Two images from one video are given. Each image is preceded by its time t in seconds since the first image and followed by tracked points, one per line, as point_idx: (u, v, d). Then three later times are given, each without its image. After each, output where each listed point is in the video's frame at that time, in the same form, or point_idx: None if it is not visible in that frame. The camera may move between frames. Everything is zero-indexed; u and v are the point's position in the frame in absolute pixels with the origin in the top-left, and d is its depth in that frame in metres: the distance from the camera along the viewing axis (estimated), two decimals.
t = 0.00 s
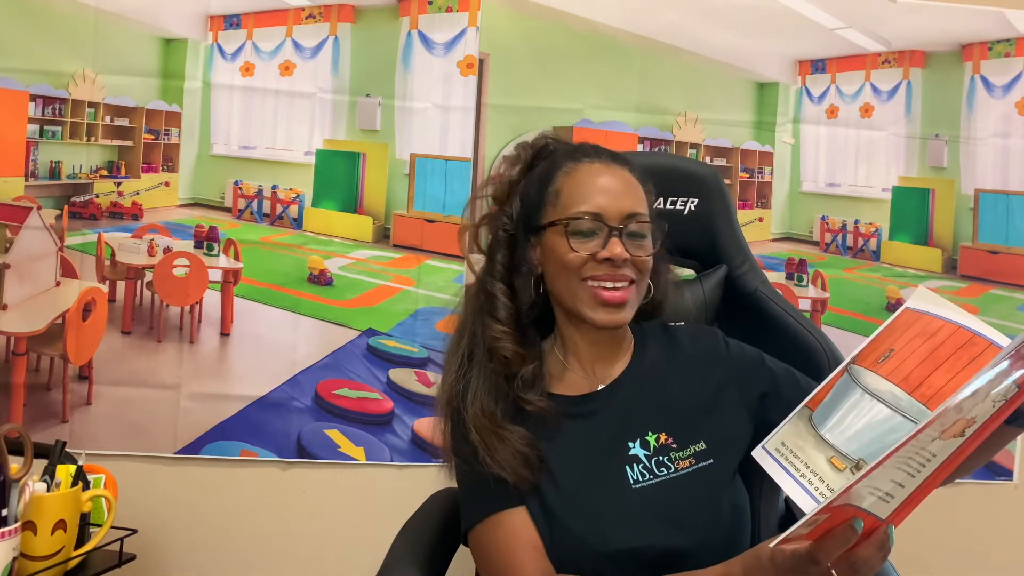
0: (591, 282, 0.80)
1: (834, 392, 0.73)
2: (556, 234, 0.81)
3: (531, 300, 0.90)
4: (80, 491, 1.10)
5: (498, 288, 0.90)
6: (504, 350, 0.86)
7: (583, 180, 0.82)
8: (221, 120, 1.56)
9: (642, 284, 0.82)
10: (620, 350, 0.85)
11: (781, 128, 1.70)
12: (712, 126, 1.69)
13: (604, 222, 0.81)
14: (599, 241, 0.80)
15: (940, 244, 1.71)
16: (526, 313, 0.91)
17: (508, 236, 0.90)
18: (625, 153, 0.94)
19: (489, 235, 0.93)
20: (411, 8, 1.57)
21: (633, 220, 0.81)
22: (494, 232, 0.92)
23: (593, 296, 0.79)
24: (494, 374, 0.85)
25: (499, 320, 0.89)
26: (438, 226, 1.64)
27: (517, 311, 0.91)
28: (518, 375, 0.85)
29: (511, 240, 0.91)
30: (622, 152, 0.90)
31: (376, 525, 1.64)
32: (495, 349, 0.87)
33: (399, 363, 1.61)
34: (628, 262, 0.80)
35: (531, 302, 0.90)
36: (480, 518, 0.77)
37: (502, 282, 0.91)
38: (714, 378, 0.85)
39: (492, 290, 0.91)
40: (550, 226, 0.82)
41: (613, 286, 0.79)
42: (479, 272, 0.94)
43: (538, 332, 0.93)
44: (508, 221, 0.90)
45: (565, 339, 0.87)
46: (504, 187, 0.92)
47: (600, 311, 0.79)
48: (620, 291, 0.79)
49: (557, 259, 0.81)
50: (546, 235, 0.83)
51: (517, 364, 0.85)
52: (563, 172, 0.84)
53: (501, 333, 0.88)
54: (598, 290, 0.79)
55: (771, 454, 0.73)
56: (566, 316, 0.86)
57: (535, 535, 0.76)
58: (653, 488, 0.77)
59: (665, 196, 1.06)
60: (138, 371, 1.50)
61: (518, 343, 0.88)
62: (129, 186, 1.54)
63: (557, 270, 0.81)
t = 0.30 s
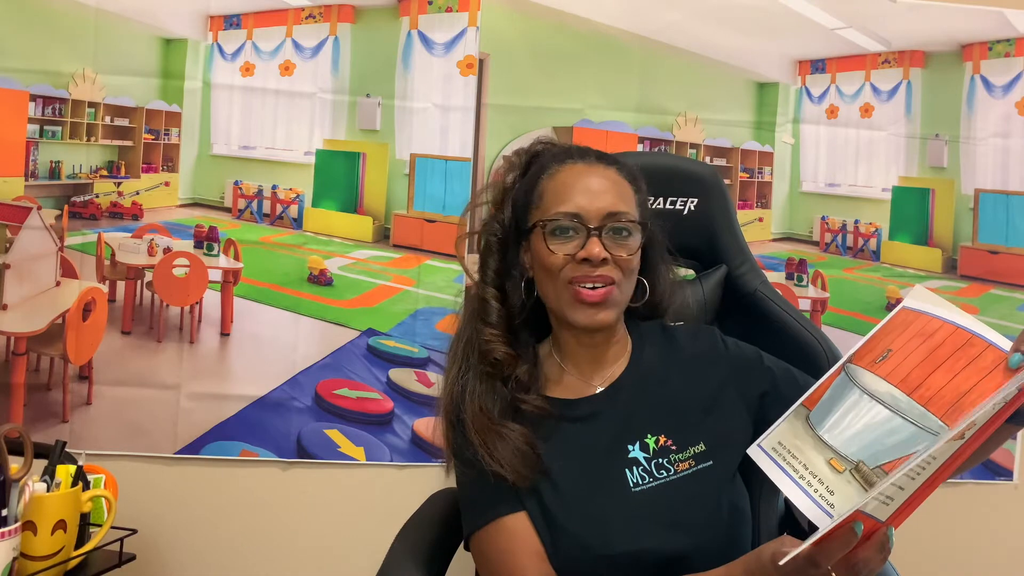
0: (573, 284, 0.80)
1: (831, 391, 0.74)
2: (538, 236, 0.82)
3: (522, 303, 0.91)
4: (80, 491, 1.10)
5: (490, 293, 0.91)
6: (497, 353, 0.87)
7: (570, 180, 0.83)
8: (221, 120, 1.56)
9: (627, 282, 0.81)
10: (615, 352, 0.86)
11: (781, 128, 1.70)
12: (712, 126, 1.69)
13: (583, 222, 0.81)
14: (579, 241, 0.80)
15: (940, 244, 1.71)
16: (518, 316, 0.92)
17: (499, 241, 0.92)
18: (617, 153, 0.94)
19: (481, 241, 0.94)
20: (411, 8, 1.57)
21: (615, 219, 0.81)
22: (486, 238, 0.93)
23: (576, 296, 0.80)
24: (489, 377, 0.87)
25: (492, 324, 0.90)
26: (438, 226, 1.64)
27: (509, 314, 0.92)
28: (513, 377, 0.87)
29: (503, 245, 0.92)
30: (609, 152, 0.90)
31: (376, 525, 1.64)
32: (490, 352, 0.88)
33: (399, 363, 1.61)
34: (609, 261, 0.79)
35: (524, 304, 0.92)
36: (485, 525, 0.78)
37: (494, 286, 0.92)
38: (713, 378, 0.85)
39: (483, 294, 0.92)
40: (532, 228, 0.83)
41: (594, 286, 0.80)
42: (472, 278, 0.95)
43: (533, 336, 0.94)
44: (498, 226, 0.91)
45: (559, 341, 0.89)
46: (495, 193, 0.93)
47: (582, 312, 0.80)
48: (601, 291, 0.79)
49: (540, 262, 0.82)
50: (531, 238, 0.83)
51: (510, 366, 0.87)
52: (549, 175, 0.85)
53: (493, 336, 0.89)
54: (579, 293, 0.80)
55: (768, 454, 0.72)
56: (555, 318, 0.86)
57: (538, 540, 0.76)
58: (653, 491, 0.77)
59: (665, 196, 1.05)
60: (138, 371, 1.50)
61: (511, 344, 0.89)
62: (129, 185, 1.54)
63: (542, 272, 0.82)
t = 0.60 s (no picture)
0: (597, 295, 0.80)
1: (834, 393, 0.73)
2: (565, 244, 0.81)
3: (530, 304, 0.88)
4: (80, 491, 1.10)
5: (497, 292, 0.89)
6: (501, 356, 0.86)
7: (590, 186, 0.81)
8: (221, 120, 1.56)
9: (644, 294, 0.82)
10: (617, 356, 0.85)
11: (781, 128, 1.70)
12: (712, 126, 1.69)
13: (613, 233, 0.80)
14: (609, 252, 0.79)
15: (940, 244, 1.71)
16: (524, 317, 0.90)
17: (510, 239, 0.88)
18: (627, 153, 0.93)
19: (489, 235, 0.91)
20: (411, 8, 1.57)
21: (640, 232, 0.81)
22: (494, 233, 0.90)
23: (601, 306, 0.80)
24: (492, 380, 0.85)
25: (498, 325, 0.88)
26: (438, 226, 1.64)
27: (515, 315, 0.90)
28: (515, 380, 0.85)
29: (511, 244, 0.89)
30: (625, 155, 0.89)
31: (376, 525, 1.64)
32: (494, 355, 0.86)
33: (399, 364, 1.61)
34: (636, 274, 0.80)
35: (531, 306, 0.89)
36: (484, 524, 0.77)
37: (501, 286, 0.89)
38: (712, 378, 0.85)
39: (490, 293, 0.89)
40: (556, 233, 0.81)
41: (620, 297, 0.80)
42: (475, 271, 0.93)
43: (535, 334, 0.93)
44: (509, 223, 0.88)
45: (561, 342, 0.87)
46: (508, 185, 0.90)
47: (606, 323, 0.80)
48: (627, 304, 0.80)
49: (565, 270, 0.81)
50: (552, 243, 0.82)
51: (514, 370, 0.85)
52: (569, 178, 0.83)
53: (498, 338, 0.87)
54: (605, 304, 0.80)
55: (771, 457, 0.71)
56: (565, 322, 0.85)
57: (536, 539, 0.76)
58: (652, 490, 0.77)
59: (665, 196, 1.05)
60: (138, 371, 1.50)
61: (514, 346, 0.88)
62: (129, 185, 1.54)
63: (565, 279, 0.81)
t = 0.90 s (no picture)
0: (604, 297, 0.80)
1: (826, 390, 0.72)
2: (572, 246, 0.81)
3: (534, 306, 0.89)
4: (80, 491, 1.10)
5: (501, 292, 0.89)
6: (504, 357, 0.85)
7: (595, 189, 0.81)
8: (221, 120, 1.56)
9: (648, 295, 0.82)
10: (617, 357, 0.85)
11: (781, 128, 1.70)
12: (712, 126, 1.69)
13: (620, 236, 0.80)
14: (615, 255, 0.79)
15: (940, 244, 1.71)
16: (528, 318, 0.89)
17: (515, 239, 0.88)
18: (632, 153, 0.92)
19: (493, 234, 0.91)
20: (411, 7, 1.57)
21: (646, 235, 0.81)
22: (498, 232, 0.89)
23: (605, 307, 0.80)
24: (493, 380, 0.84)
25: (501, 325, 0.88)
26: (438, 226, 1.64)
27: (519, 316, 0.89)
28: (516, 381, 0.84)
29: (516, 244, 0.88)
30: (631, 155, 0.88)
31: (376, 525, 1.64)
32: (495, 355, 0.86)
33: (399, 363, 1.61)
34: (642, 277, 0.80)
35: (533, 306, 0.89)
36: (482, 522, 0.78)
37: (505, 285, 0.89)
38: (710, 378, 0.85)
39: (494, 292, 0.89)
40: (563, 235, 0.81)
41: (625, 299, 0.80)
42: (479, 270, 0.93)
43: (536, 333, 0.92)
44: (514, 223, 0.88)
45: (563, 342, 0.87)
46: (514, 185, 0.89)
47: (609, 323, 0.79)
48: (632, 307, 0.80)
49: (572, 272, 0.80)
50: (559, 244, 0.82)
51: (516, 371, 0.84)
52: (575, 180, 0.82)
53: (501, 338, 0.87)
54: (611, 307, 0.79)
55: (763, 454, 0.70)
56: (570, 323, 0.85)
57: (533, 537, 0.76)
58: (649, 488, 0.77)
59: (665, 196, 1.05)
60: (138, 371, 1.50)
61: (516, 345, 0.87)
62: (129, 185, 1.54)
63: (570, 280, 0.81)
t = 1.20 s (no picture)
0: (602, 296, 0.80)
1: (823, 386, 0.73)
2: (569, 245, 0.81)
3: (533, 307, 0.88)
4: (80, 491, 1.10)
5: (498, 294, 0.89)
6: (502, 358, 0.85)
7: (588, 190, 0.81)
8: (221, 120, 1.56)
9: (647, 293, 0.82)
10: (615, 356, 0.84)
11: (781, 128, 1.70)
12: (712, 126, 1.69)
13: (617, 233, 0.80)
14: (612, 253, 0.79)
15: (940, 244, 1.71)
16: (527, 319, 0.89)
17: (511, 241, 0.88)
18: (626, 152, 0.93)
19: (489, 237, 0.91)
20: (411, 7, 1.57)
21: (642, 231, 0.81)
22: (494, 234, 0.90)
23: (604, 306, 0.80)
24: (491, 381, 0.84)
25: (499, 327, 0.88)
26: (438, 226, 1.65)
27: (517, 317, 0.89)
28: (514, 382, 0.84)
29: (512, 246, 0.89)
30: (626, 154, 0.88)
31: (376, 525, 1.64)
32: (493, 357, 0.85)
33: (399, 363, 1.61)
34: (639, 274, 0.80)
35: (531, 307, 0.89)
36: (479, 519, 0.78)
37: (503, 288, 0.89)
38: (708, 376, 0.85)
39: (491, 295, 0.89)
40: (559, 234, 0.81)
41: (625, 297, 0.80)
42: (476, 272, 0.93)
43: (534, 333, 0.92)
44: (510, 226, 0.88)
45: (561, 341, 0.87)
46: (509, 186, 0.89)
47: (609, 322, 0.80)
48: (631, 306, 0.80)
49: (571, 271, 0.80)
50: (557, 245, 0.82)
51: (515, 372, 0.84)
52: (569, 180, 0.82)
53: (499, 339, 0.87)
54: (610, 306, 0.80)
55: (760, 450, 0.71)
56: (570, 325, 0.85)
57: (532, 534, 0.76)
58: (648, 484, 0.78)
59: (664, 196, 1.05)
60: (138, 371, 1.50)
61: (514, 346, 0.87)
62: (129, 185, 1.54)
63: (568, 279, 0.81)
